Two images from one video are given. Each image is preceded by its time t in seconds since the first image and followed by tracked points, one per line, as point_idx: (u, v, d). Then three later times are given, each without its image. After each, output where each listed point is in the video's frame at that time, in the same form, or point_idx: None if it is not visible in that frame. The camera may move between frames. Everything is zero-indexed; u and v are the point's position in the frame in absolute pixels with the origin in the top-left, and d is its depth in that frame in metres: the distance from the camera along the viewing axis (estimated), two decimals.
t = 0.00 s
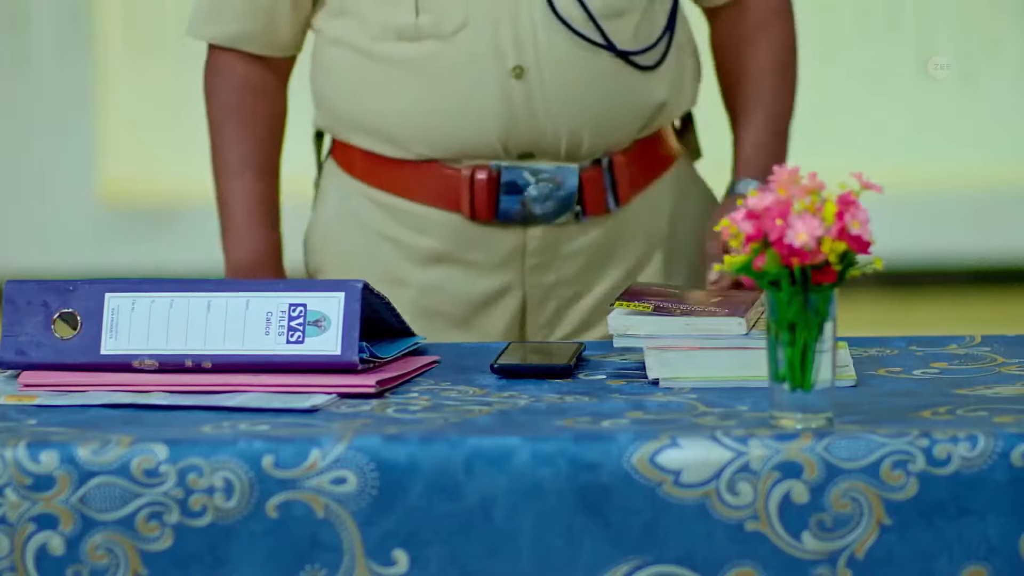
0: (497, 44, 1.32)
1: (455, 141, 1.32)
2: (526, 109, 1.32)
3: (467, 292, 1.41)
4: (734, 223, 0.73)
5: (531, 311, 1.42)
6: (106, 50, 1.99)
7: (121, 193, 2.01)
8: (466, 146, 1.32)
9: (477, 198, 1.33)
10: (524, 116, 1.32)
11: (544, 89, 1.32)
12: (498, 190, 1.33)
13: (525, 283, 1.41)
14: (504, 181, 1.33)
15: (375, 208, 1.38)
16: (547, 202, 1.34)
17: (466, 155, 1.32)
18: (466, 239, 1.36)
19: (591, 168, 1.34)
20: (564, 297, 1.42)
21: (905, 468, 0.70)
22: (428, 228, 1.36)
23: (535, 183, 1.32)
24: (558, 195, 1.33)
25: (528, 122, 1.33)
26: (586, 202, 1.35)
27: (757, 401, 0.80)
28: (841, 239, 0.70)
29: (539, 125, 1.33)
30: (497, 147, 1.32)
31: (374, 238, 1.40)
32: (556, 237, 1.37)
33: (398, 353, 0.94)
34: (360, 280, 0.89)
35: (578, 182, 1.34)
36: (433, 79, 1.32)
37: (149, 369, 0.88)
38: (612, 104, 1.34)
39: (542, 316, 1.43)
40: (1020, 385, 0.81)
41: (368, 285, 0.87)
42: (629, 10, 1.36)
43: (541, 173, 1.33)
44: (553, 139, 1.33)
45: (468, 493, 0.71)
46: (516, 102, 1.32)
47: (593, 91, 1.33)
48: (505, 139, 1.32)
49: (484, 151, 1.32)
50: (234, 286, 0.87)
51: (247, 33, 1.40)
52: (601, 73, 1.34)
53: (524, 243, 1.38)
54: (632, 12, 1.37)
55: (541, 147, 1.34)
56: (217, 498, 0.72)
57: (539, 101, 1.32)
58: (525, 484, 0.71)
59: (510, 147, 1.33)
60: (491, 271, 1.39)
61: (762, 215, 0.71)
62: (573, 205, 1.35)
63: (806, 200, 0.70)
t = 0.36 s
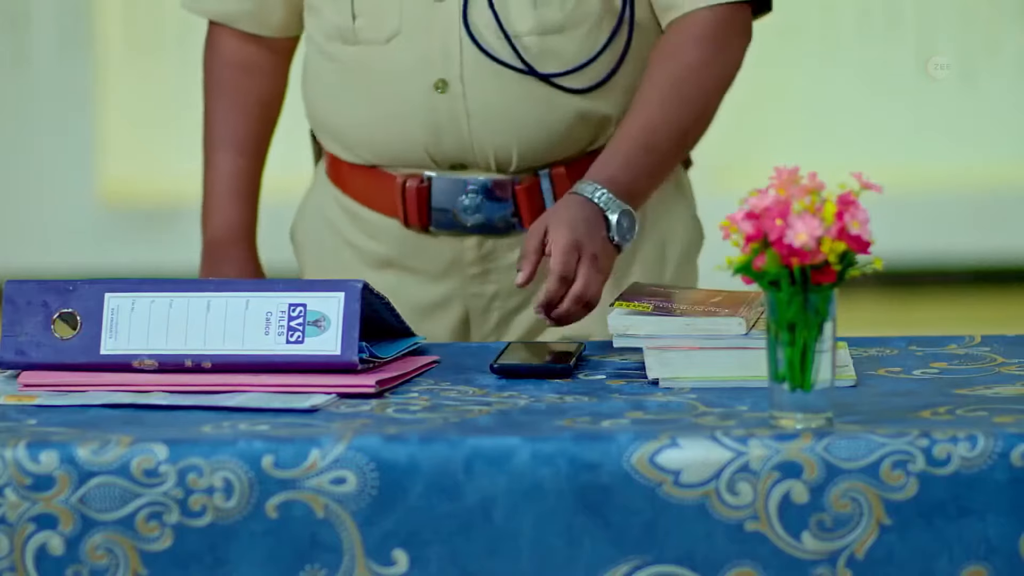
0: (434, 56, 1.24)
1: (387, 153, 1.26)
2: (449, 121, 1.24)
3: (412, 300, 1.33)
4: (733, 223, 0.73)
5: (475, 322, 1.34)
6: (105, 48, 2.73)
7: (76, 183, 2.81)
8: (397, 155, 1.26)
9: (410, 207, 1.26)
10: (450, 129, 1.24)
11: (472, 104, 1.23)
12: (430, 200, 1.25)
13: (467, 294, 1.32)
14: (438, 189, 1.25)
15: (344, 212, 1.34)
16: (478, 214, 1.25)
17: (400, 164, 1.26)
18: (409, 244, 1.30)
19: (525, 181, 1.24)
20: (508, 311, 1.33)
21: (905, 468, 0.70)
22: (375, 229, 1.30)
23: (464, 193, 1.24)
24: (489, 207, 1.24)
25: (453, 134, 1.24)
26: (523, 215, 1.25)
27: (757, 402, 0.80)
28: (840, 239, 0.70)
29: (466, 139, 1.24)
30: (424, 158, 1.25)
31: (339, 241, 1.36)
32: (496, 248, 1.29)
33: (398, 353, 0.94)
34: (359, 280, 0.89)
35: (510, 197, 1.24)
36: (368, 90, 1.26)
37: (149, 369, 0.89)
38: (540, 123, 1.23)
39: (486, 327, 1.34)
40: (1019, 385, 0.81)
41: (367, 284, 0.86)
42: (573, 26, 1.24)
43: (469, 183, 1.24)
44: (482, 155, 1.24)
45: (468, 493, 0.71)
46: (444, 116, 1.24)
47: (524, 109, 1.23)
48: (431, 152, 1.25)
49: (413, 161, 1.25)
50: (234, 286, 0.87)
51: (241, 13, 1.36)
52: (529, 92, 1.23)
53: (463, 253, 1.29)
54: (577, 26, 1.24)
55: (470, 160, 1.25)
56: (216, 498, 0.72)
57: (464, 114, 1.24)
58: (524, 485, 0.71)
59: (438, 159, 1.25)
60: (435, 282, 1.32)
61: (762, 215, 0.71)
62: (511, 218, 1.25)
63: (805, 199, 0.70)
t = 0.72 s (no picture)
0: (416, 53, 1.22)
1: (369, 144, 1.26)
2: (418, 120, 1.22)
3: (399, 292, 1.34)
4: (733, 224, 0.72)
5: (455, 317, 1.34)
6: (106, 48, 2.73)
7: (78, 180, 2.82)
8: (380, 150, 1.26)
9: (388, 202, 1.27)
10: (419, 130, 1.22)
11: (440, 108, 1.21)
12: (407, 196, 1.25)
13: (445, 291, 1.32)
14: (412, 189, 1.25)
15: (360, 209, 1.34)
16: (449, 215, 1.24)
17: (385, 159, 1.26)
18: (391, 242, 1.31)
19: (495, 186, 1.22)
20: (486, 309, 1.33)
21: (905, 468, 0.70)
22: (373, 220, 1.32)
23: (433, 194, 1.24)
24: (457, 208, 1.24)
25: (424, 134, 1.22)
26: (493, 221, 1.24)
27: (757, 401, 0.80)
28: (840, 238, 0.70)
29: (434, 142, 1.22)
30: (401, 156, 1.25)
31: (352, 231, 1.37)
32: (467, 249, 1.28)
33: (398, 354, 0.94)
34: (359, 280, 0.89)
35: (479, 201, 1.23)
36: (359, 80, 1.26)
37: (149, 369, 0.89)
38: (504, 135, 1.20)
39: (465, 322, 1.34)
40: (1019, 385, 0.81)
41: (367, 284, 0.87)
42: (552, 37, 1.21)
43: (438, 184, 1.23)
44: (451, 160, 1.22)
45: (468, 493, 0.71)
46: (414, 116, 1.22)
47: (490, 119, 1.20)
48: (406, 150, 1.24)
49: (394, 157, 1.25)
50: (233, 286, 0.87)
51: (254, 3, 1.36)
52: (496, 102, 1.20)
53: (435, 253, 1.29)
54: (557, 38, 1.21)
55: (442, 160, 1.23)
56: (217, 498, 0.72)
57: (433, 113, 1.21)
58: (524, 485, 0.71)
59: (414, 157, 1.24)
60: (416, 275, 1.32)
61: (761, 215, 0.71)
62: (481, 222, 1.24)
63: (805, 199, 0.70)
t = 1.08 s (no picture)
0: (448, 53, 1.21)
1: (400, 142, 1.25)
2: (447, 120, 1.21)
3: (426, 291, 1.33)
4: (733, 224, 0.72)
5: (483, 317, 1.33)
6: (104, 49, 2.90)
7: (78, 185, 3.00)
8: (410, 149, 1.25)
9: (418, 201, 1.26)
10: (448, 129, 1.21)
11: (469, 109, 1.20)
12: (436, 196, 1.25)
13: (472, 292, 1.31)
14: (441, 189, 1.24)
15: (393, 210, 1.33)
16: (476, 215, 1.23)
17: (415, 158, 1.26)
18: (421, 239, 1.31)
19: (524, 189, 1.20)
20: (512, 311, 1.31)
21: (905, 468, 0.70)
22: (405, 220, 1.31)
23: (461, 194, 1.23)
24: (484, 208, 1.22)
25: (452, 134, 1.21)
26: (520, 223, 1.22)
27: (756, 402, 0.80)
28: (840, 239, 0.70)
29: (463, 142, 1.21)
30: (429, 155, 1.24)
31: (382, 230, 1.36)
32: (496, 251, 1.27)
33: (398, 354, 0.94)
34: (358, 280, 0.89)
35: (507, 204, 1.21)
36: (391, 80, 1.25)
37: (149, 369, 0.88)
38: (533, 136, 1.19)
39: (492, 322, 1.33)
40: (1018, 384, 0.82)
41: (367, 284, 0.87)
42: (578, 40, 1.19)
43: (467, 184, 1.22)
44: (479, 161, 1.21)
45: (468, 493, 0.71)
46: (442, 115, 1.21)
47: (519, 121, 1.19)
48: (434, 150, 1.23)
49: (422, 156, 1.25)
50: (235, 287, 0.87)
51: None
52: (526, 103, 1.19)
53: (464, 253, 1.28)
54: (582, 40, 1.19)
55: (470, 160, 1.22)
56: (216, 499, 0.72)
57: (462, 114, 1.21)
58: (524, 485, 0.71)
59: (443, 157, 1.23)
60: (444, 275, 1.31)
61: (761, 215, 0.71)
62: (510, 223, 1.22)
63: (805, 199, 0.70)
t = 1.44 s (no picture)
0: (461, 77, 1.19)
1: (406, 166, 1.22)
2: (461, 143, 1.19)
3: (430, 319, 1.28)
4: (729, 251, 0.72)
5: (486, 345, 1.27)
6: (101, 48, 2.59)
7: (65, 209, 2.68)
8: (418, 172, 1.22)
9: (424, 225, 1.22)
10: (461, 152, 1.19)
11: (484, 131, 1.18)
12: (444, 220, 1.20)
13: (476, 318, 1.25)
14: (448, 215, 1.19)
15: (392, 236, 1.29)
16: (486, 240, 1.18)
17: (422, 180, 1.22)
18: (427, 265, 1.26)
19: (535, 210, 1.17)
20: (517, 338, 1.25)
21: (899, 497, 0.70)
22: (409, 244, 1.26)
23: (468, 218, 1.18)
24: (495, 232, 1.18)
25: (466, 157, 1.19)
26: (529, 247, 1.18)
27: (751, 431, 0.80)
28: (835, 266, 0.70)
29: (478, 167, 1.19)
30: (439, 177, 1.21)
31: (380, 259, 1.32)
32: (502, 274, 1.21)
33: (393, 383, 0.94)
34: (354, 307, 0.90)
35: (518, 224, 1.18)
36: (403, 102, 1.23)
37: (144, 398, 0.88)
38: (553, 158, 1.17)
39: (495, 351, 1.27)
40: (1013, 413, 0.81)
41: (363, 312, 0.87)
42: (595, 64, 1.17)
43: (475, 208, 1.18)
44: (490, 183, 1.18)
45: (463, 521, 0.71)
46: (456, 137, 1.19)
47: (540, 143, 1.17)
48: (445, 170, 1.20)
49: (432, 179, 1.21)
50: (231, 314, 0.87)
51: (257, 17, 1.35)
52: (551, 128, 1.17)
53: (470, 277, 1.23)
54: (598, 67, 1.17)
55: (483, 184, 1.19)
56: (211, 528, 0.72)
57: (478, 138, 1.18)
58: (519, 514, 0.71)
59: (453, 180, 1.20)
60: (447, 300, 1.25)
61: (757, 242, 0.71)
62: (516, 248, 1.18)
63: (800, 227, 0.70)
